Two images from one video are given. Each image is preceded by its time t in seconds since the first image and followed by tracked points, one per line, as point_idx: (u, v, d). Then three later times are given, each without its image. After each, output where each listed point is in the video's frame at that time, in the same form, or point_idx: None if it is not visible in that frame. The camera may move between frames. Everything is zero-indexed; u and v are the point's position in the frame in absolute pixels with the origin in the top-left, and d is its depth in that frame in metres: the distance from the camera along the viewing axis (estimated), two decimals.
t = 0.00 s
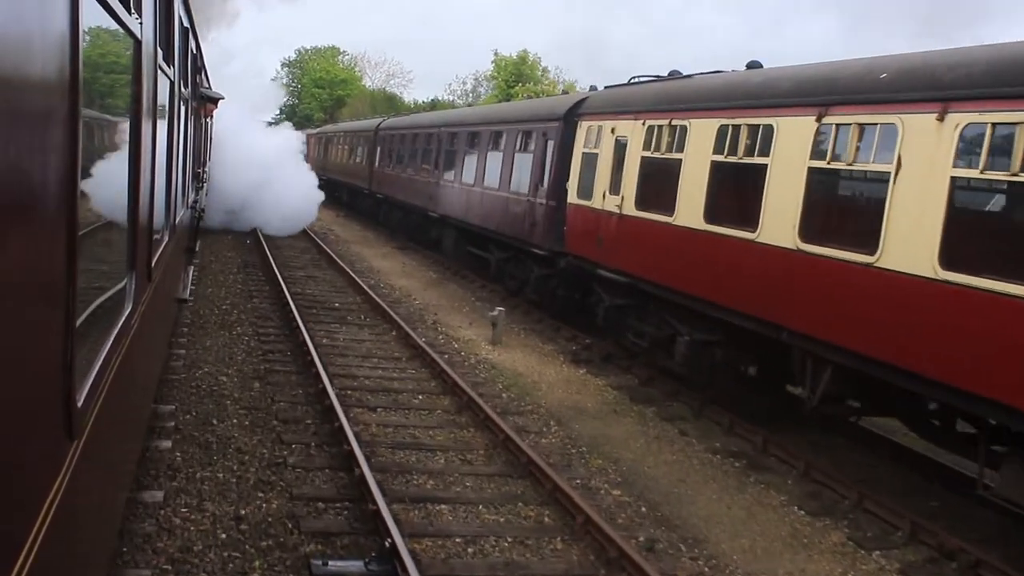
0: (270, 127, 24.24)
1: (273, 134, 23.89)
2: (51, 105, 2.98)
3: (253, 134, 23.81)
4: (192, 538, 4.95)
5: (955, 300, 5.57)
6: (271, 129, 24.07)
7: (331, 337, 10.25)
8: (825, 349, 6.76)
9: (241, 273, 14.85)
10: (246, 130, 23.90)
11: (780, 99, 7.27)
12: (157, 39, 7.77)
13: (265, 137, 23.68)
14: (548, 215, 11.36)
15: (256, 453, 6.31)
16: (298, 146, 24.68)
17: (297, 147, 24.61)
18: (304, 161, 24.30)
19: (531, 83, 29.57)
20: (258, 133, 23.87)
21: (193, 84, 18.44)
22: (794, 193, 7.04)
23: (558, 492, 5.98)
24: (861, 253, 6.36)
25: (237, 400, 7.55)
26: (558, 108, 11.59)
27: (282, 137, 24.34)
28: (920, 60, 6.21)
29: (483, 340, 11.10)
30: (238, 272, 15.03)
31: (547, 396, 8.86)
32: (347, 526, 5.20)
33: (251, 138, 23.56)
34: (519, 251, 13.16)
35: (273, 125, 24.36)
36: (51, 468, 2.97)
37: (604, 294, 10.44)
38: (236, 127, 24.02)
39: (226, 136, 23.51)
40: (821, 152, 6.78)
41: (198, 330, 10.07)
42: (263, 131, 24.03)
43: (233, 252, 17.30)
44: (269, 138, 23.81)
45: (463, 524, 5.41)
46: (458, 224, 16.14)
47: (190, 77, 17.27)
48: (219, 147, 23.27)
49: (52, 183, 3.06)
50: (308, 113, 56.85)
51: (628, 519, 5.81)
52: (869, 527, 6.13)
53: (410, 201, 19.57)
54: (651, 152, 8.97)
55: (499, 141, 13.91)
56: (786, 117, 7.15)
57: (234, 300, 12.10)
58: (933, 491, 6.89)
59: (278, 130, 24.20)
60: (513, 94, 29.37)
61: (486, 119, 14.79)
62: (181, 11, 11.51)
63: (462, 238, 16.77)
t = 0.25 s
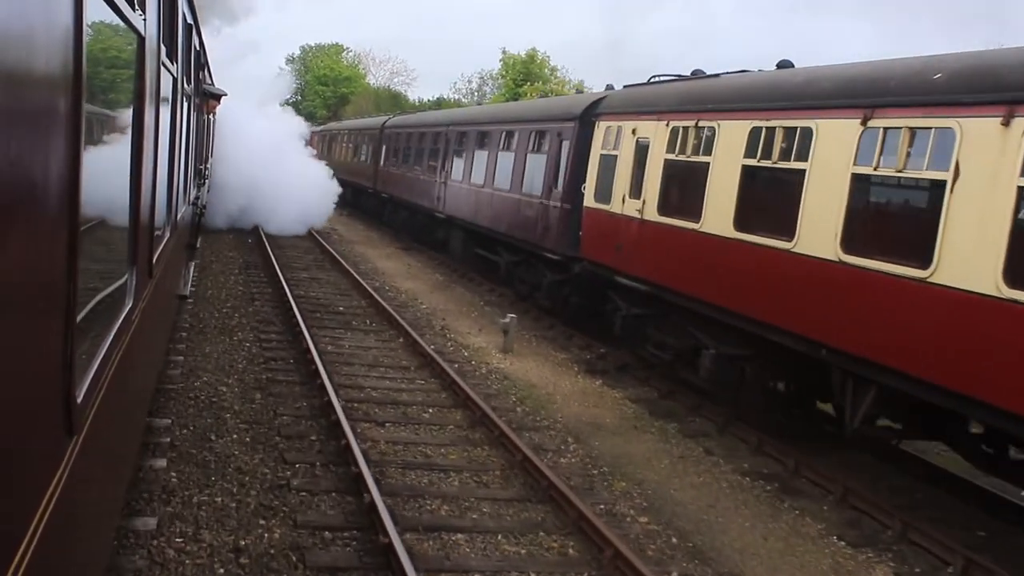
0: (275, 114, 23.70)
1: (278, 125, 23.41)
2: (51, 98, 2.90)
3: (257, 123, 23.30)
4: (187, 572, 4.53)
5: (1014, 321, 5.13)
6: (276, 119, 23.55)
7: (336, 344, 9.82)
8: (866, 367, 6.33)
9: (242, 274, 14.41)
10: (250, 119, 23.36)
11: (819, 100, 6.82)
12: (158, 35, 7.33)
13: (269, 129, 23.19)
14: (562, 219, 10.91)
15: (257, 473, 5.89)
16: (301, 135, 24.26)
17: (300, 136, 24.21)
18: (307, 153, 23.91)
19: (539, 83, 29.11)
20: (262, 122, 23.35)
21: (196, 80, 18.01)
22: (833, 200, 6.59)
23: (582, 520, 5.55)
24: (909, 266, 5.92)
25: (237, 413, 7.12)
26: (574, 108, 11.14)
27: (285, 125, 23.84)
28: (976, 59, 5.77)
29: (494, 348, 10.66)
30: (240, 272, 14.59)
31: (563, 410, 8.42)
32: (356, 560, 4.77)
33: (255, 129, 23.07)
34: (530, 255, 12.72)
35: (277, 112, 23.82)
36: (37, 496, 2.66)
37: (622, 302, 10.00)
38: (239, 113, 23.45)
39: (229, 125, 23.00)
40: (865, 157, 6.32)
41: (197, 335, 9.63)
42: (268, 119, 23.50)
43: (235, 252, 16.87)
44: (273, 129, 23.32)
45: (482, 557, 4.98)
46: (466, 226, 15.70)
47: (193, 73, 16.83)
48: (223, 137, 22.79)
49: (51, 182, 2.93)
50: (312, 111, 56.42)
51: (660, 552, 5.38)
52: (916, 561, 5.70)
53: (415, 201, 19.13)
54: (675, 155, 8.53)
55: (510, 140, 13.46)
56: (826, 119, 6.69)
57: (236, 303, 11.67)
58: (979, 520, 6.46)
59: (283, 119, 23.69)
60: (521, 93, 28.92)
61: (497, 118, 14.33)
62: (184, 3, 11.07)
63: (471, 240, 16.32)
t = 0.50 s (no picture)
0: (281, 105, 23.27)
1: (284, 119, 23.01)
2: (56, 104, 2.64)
3: (262, 115, 22.88)
4: None
5: None
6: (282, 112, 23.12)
7: (341, 350, 9.38)
8: (915, 381, 5.89)
9: (243, 275, 13.97)
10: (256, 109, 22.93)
11: (860, 93, 6.37)
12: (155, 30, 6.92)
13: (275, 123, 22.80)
14: (577, 219, 10.46)
15: (260, 497, 5.45)
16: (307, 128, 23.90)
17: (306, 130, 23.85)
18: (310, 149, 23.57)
19: (544, 78, 28.68)
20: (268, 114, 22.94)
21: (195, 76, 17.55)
22: (877, 200, 6.14)
23: (612, 548, 5.13)
24: (963, 272, 5.47)
25: (238, 429, 6.68)
26: (588, 103, 10.69)
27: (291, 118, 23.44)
28: None
29: (505, 353, 10.23)
30: (240, 273, 14.14)
31: (582, 421, 7.99)
32: None
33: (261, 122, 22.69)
34: (541, 256, 12.28)
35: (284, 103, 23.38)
36: None
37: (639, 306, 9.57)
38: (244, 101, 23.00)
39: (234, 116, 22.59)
40: (913, 154, 5.87)
41: (196, 342, 9.19)
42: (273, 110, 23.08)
43: (235, 252, 16.42)
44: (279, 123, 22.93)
45: None
46: (473, 225, 15.25)
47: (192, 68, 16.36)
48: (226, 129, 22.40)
49: (46, 188, 2.65)
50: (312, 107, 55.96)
51: None
52: None
53: (419, 199, 18.71)
54: (700, 152, 8.08)
55: (519, 137, 13.01)
56: (869, 114, 6.23)
57: (236, 307, 11.23)
58: None
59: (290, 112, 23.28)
60: (525, 88, 28.49)
61: (504, 114, 13.88)
62: None
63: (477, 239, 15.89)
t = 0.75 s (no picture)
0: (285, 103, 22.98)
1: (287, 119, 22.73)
2: (44, 99, 2.85)
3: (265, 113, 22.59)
4: None
5: None
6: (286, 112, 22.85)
7: (347, 363, 8.93)
8: (971, 399, 5.43)
9: (243, 282, 13.53)
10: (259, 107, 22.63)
11: (908, 87, 5.91)
12: (151, 26, 6.52)
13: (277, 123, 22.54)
14: (593, 223, 10.02)
15: (263, 531, 5.01)
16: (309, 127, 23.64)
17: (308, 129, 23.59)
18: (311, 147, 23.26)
19: (548, 78, 28.29)
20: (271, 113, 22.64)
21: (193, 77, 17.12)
22: (928, 203, 5.68)
23: None
24: None
25: (240, 452, 6.24)
26: (602, 102, 10.24)
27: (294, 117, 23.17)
28: None
29: (519, 363, 9.79)
30: (241, 280, 13.70)
31: (604, 438, 7.55)
32: None
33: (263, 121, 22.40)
34: (552, 260, 11.84)
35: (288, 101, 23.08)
36: None
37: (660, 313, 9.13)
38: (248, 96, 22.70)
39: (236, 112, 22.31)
40: (969, 153, 5.41)
41: (196, 355, 8.74)
42: (277, 109, 22.79)
43: (235, 257, 15.98)
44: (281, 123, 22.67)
45: None
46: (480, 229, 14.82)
47: (190, 69, 15.92)
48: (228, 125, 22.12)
49: (50, 185, 2.96)
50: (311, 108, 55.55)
51: None
52: None
53: (423, 202, 18.28)
54: (728, 152, 7.62)
55: (528, 138, 12.56)
56: (919, 111, 5.78)
57: (238, 316, 10.79)
58: None
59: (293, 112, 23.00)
60: (529, 88, 28.08)
61: (512, 113, 13.43)
62: None
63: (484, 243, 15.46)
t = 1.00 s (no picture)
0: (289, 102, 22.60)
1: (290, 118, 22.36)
2: (41, 96, 2.76)
3: (268, 111, 22.22)
4: None
5: None
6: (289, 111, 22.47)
7: (355, 379, 8.39)
8: None
9: (245, 289, 12.98)
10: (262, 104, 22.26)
11: (974, 85, 5.36)
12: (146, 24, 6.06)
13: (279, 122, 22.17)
14: (614, 229, 9.47)
15: None
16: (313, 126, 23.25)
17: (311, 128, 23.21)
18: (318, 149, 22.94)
19: (556, 77, 27.81)
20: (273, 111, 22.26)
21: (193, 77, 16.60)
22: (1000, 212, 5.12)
23: None
24: None
25: (240, 482, 5.71)
26: (622, 102, 9.71)
27: (298, 116, 22.79)
28: None
29: (536, 378, 9.25)
30: (242, 287, 13.16)
31: (633, 463, 7.01)
32: None
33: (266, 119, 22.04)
34: (568, 268, 11.30)
35: (292, 99, 22.69)
36: None
37: (687, 325, 8.59)
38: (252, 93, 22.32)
39: (239, 108, 21.94)
40: None
41: (194, 371, 8.20)
42: (280, 106, 22.41)
43: (235, 263, 15.43)
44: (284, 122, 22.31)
45: None
46: (490, 233, 14.28)
47: (190, 69, 15.39)
48: (228, 121, 21.78)
49: (52, 190, 2.89)
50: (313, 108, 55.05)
51: None
52: None
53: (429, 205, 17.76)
54: (766, 155, 7.08)
55: (541, 139, 12.03)
56: (989, 112, 5.22)
57: (239, 327, 10.24)
58: None
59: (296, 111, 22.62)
60: (537, 87, 27.55)
61: (524, 114, 12.89)
62: None
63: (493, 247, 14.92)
